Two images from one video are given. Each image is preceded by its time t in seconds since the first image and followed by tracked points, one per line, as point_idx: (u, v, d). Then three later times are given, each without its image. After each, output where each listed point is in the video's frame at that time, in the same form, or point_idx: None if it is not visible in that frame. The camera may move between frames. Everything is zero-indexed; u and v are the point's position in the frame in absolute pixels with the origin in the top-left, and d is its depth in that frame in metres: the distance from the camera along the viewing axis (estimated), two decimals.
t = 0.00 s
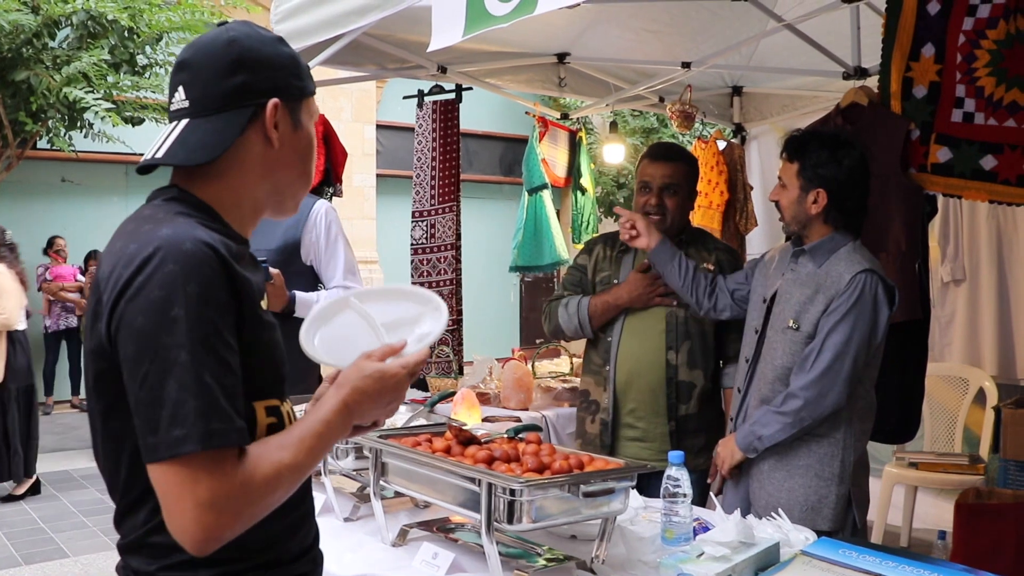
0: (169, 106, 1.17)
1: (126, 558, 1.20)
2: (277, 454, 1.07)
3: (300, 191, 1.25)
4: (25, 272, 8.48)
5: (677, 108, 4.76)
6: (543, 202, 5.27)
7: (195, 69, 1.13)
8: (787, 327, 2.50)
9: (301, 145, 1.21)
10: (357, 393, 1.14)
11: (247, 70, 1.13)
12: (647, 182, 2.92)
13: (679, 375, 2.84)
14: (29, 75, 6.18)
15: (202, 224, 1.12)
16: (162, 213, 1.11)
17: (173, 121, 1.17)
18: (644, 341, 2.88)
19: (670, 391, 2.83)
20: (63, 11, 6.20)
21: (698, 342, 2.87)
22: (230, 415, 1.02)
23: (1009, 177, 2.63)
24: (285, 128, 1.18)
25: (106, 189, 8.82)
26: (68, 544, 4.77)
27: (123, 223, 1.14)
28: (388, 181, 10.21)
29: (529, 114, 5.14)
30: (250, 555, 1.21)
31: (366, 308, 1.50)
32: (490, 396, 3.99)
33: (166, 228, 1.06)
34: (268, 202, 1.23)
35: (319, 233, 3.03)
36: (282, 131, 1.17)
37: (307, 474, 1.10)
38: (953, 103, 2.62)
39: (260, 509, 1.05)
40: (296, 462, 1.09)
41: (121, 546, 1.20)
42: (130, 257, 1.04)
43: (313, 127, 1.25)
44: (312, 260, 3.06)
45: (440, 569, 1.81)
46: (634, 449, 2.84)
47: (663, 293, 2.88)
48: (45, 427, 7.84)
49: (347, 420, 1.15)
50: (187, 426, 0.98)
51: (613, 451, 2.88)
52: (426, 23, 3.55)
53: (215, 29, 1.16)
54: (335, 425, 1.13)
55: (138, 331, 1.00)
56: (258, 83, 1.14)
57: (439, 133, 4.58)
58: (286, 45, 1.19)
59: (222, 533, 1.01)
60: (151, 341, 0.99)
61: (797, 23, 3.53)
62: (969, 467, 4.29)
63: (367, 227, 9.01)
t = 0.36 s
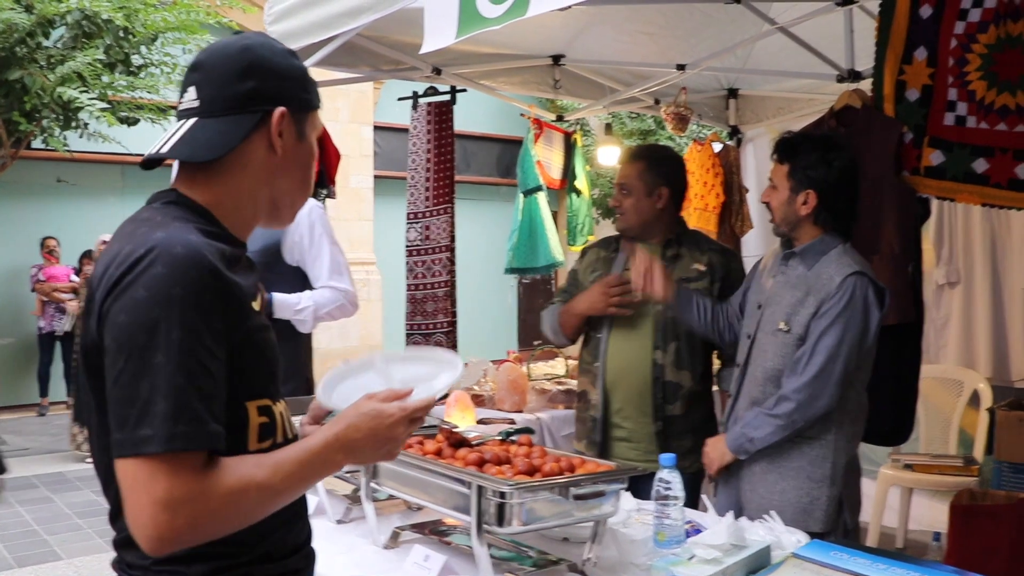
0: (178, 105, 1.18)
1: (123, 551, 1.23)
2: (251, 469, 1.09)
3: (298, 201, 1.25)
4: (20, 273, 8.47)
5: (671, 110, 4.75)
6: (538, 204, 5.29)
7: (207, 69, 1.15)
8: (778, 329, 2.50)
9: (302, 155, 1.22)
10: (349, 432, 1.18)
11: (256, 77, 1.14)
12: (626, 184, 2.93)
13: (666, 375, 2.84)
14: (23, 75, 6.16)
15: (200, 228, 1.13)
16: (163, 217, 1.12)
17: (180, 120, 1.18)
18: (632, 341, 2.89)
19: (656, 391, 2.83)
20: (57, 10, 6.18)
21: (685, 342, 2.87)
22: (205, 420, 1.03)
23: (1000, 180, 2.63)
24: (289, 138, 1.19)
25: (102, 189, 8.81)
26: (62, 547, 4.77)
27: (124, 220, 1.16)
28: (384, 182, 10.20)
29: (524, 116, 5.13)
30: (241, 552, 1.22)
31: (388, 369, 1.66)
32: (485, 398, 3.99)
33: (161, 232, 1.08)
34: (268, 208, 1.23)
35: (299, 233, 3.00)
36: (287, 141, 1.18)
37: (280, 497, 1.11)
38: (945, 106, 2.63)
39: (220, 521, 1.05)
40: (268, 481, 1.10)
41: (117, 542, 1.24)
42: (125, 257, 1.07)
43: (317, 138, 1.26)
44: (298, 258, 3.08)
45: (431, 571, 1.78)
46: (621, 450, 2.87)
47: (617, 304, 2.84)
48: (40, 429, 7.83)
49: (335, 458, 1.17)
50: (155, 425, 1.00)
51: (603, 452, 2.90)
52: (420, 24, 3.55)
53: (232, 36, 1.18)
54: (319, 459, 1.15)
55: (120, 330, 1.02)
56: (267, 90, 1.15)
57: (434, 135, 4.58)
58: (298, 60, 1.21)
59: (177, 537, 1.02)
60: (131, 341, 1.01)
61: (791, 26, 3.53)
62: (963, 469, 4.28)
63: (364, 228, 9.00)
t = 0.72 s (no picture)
0: (162, 108, 1.18)
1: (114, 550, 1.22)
2: (244, 473, 1.10)
3: (284, 196, 1.26)
4: (16, 272, 8.45)
5: (668, 112, 4.74)
6: (534, 205, 5.29)
7: (191, 72, 1.14)
8: (771, 332, 2.51)
9: (289, 151, 1.22)
10: (341, 446, 1.18)
11: (241, 76, 1.14)
12: (613, 187, 2.97)
13: (647, 377, 2.85)
14: (17, 73, 6.14)
15: (195, 228, 1.14)
16: (155, 217, 1.13)
17: (165, 123, 1.18)
18: (620, 345, 2.89)
19: (637, 392, 2.84)
20: (53, 8, 6.18)
21: (668, 341, 2.85)
22: (198, 419, 1.03)
23: (995, 185, 2.67)
24: (276, 135, 1.19)
25: (98, 189, 8.80)
26: (56, 548, 4.75)
27: (114, 222, 1.17)
28: (381, 183, 10.20)
29: (520, 117, 5.13)
30: (232, 551, 1.22)
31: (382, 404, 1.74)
32: (480, 399, 3.99)
33: (154, 231, 1.09)
34: (258, 203, 1.23)
35: (291, 232, 3.01)
36: (274, 138, 1.19)
37: (271, 502, 1.12)
38: (940, 110, 2.69)
39: (211, 522, 1.05)
40: (259, 486, 1.10)
41: (106, 539, 1.23)
42: (118, 256, 1.07)
43: (302, 133, 1.26)
44: (290, 259, 3.08)
45: (424, 572, 1.79)
46: (608, 451, 2.88)
47: (584, 308, 2.96)
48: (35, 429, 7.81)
49: (327, 472, 1.18)
50: (148, 423, 1.00)
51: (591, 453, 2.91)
52: (416, 24, 3.56)
53: (211, 35, 1.18)
54: (311, 471, 1.16)
55: (115, 328, 1.02)
56: (252, 90, 1.15)
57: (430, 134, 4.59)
58: (279, 54, 1.21)
59: (167, 536, 1.02)
60: (125, 340, 1.01)
61: (787, 29, 3.53)
62: (958, 472, 4.28)
63: (361, 229, 8.99)
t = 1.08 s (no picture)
0: (156, 109, 1.18)
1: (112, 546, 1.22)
2: (241, 468, 1.10)
3: (278, 193, 1.26)
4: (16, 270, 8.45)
5: (668, 113, 4.74)
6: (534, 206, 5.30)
7: (182, 72, 1.14)
8: (772, 335, 2.51)
9: (281, 149, 1.22)
10: (335, 446, 1.19)
11: (233, 76, 1.14)
12: (613, 188, 2.96)
13: (644, 379, 2.85)
14: (18, 71, 6.13)
15: (192, 226, 1.13)
16: (153, 214, 1.13)
17: (159, 124, 1.18)
18: (617, 350, 2.90)
19: (634, 395, 2.85)
20: (54, 6, 6.18)
21: (663, 344, 2.86)
22: (196, 412, 1.03)
23: (995, 188, 2.70)
24: (268, 133, 1.19)
25: (98, 187, 8.80)
26: (54, 545, 4.75)
27: (113, 220, 1.17)
28: (381, 183, 10.20)
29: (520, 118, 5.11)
30: (229, 547, 1.22)
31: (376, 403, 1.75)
32: (479, 400, 3.98)
33: (152, 228, 1.09)
34: (252, 200, 1.24)
35: (296, 233, 3.03)
36: (266, 136, 1.19)
37: (267, 499, 1.11)
38: (941, 114, 2.71)
39: (207, 516, 1.05)
40: (255, 482, 1.10)
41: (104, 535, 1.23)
42: (116, 252, 1.07)
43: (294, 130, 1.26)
44: (292, 260, 3.07)
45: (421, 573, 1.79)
46: (604, 452, 2.88)
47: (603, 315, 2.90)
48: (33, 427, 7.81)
49: (321, 471, 1.18)
50: (146, 415, 1.00)
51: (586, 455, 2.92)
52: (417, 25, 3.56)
53: (202, 34, 1.17)
54: (305, 469, 1.15)
55: (115, 322, 1.02)
56: (244, 89, 1.15)
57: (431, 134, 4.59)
58: (270, 53, 1.20)
59: (165, 527, 1.01)
60: (124, 333, 1.01)
61: (788, 31, 3.53)
62: (957, 476, 4.29)
63: (361, 229, 8.99)
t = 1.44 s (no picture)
0: (144, 113, 1.19)
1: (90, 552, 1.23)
2: (219, 475, 1.09)
3: (268, 194, 1.26)
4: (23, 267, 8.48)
5: (675, 115, 4.76)
6: (540, 206, 5.31)
7: (168, 74, 1.14)
8: (781, 336, 2.50)
9: (271, 148, 1.22)
10: (321, 452, 1.20)
11: (219, 77, 1.14)
12: (635, 203, 2.90)
13: (663, 390, 2.85)
14: (27, 70, 6.15)
15: (175, 227, 1.13)
16: (136, 215, 1.12)
17: (147, 128, 1.18)
18: (637, 357, 2.88)
19: (654, 405, 2.84)
20: (63, 5, 6.19)
21: (683, 355, 2.86)
22: (173, 417, 1.03)
23: (1003, 193, 2.68)
24: (257, 134, 1.19)
25: (105, 185, 8.82)
26: (59, 542, 4.77)
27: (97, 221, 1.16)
28: (387, 183, 10.22)
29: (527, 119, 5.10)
30: (206, 555, 1.22)
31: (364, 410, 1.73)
32: (484, 400, 3.99)
33: (134, 229, 1.08)
34: (243, 203, 1.24)
35: (309, 235, 3.06)
36: (255, 137, 1.19)
37: (245, 506, 1.11)
38: (948, 116, 2.71)
39: (182, 524, 1.04)
40: (234, 489, 1.10)
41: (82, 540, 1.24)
42: (96, 253, 1.06)
43: (284, 130, 1.26)
44: (302, 262, 3.09)
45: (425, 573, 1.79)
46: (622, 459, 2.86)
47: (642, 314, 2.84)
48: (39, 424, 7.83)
49: (305, 478, 1.18)
50: (120, 420, 0.99)
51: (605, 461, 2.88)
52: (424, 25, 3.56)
53: (188, 36, 1.17)
54: (290, 476, 1.16)
55: (92, 324, 1.01)
56: (231, 89, 1.15)
57: (437, 135, 4.58)
58: (259, 52, 1.20)
59: (139, 533, 1.01)
60: (100, 336, 1.00)
61: (796, 33, 3.52)
62: (962, 480, 4.28)
63: (367, 228, 9.00)
